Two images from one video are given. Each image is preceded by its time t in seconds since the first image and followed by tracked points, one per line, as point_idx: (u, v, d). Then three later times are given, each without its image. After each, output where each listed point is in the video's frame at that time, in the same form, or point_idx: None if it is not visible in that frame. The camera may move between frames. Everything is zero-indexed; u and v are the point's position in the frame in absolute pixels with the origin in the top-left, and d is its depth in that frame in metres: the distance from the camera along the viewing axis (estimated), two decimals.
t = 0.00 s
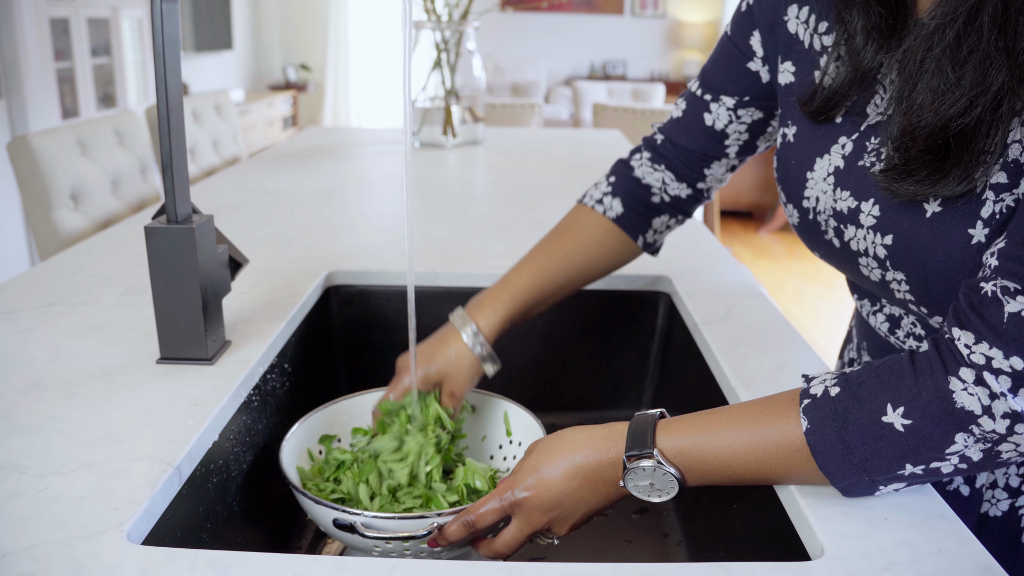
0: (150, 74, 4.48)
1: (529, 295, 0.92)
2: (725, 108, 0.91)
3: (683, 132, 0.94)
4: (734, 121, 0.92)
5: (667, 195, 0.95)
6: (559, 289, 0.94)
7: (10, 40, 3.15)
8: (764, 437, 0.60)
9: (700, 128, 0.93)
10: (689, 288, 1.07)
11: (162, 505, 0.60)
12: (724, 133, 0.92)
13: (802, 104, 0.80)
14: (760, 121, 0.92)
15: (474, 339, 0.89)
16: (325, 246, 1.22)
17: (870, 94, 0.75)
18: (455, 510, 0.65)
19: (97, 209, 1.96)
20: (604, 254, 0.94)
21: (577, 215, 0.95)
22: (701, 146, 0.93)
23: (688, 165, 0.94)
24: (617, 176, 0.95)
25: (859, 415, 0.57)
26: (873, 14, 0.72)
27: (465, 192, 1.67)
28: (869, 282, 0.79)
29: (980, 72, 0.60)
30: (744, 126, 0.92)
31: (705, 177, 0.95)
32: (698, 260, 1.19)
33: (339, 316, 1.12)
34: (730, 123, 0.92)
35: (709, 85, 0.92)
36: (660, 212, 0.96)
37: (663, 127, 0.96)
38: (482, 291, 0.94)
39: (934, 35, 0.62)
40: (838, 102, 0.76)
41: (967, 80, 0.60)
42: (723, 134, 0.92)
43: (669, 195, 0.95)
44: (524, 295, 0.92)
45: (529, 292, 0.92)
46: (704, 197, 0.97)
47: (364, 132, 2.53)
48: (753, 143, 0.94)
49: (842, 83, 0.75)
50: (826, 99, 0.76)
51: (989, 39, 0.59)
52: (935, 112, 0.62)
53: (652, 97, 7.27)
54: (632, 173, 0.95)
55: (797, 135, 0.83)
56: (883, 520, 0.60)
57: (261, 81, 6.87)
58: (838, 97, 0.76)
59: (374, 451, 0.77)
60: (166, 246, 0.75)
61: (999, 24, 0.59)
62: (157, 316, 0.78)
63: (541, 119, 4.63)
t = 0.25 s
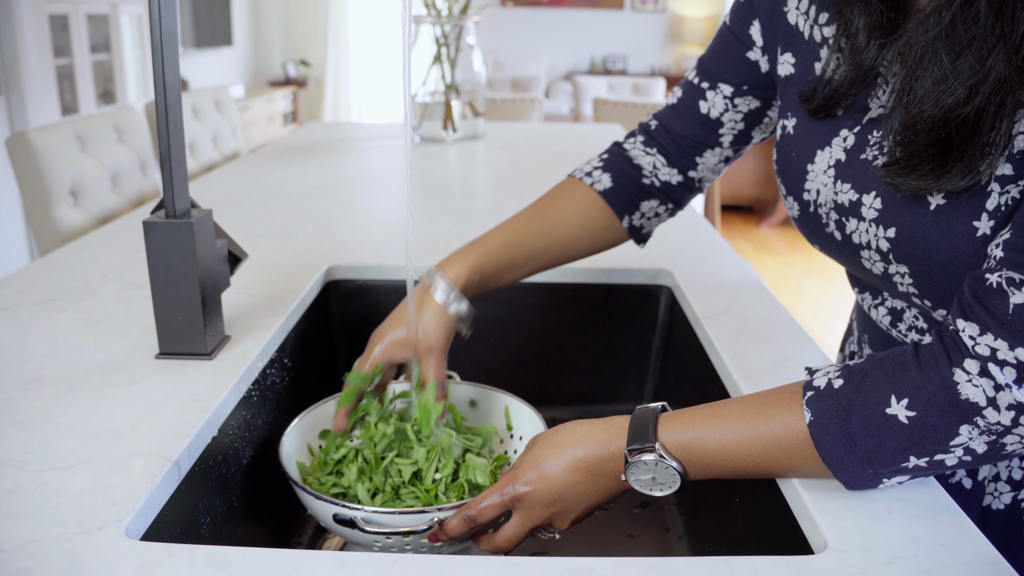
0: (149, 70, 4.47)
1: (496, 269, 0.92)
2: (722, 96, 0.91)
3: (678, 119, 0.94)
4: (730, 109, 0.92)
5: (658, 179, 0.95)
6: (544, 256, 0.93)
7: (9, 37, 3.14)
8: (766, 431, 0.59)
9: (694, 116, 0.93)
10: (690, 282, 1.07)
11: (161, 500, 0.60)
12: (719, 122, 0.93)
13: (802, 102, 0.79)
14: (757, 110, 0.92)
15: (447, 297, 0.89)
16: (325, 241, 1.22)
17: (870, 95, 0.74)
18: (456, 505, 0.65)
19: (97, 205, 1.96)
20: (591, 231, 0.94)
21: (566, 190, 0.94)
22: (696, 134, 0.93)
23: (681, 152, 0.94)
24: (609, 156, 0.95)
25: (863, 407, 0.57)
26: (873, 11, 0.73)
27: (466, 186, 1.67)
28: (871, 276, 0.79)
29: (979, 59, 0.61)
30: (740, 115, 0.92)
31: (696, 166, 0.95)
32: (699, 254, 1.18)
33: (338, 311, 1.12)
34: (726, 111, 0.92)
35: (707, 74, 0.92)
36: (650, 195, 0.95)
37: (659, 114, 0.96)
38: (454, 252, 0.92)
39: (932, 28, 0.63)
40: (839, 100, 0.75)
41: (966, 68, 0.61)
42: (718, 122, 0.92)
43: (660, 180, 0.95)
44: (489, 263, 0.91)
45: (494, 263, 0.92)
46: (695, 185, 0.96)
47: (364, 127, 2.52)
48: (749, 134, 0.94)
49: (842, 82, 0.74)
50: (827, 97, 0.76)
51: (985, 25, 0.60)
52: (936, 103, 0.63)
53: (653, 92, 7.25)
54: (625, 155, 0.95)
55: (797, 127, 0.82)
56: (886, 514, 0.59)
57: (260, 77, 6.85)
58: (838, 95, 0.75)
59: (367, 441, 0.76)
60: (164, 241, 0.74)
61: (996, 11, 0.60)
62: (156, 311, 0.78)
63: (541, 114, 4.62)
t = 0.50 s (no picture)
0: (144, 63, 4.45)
1: (541, 335, 0.85)
2: (731, 100, 0.89)
3: (688, 132, 0.91)
4: (740, 113, 0.90)
5: (674, 203, 0.92)
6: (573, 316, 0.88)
7: (2, 30, 3.12)
8: (765, 423, 0.59)
9: (707, 125, 0.90)
10: (687, 274, 1.06)
11: (153, 497, 0.59)
12: (731, 127, 0.91)
13: (797, 98, 0.79)
14: (765, 111, 0.91)
15: (499, 378, 0.80)
16: (321, 234, 1.21)
17: (864, 90, 0.73)
18: (451, 500, 0.64)
19: (91, 199, 1.94)
20: (611, 273, 0.90)
21: (576, 234, 0.91)
22: (709, 143, 0.91)
23: (695, 167, 0.92)
24: (619, 189, 0.92)
25: (862, 399, 0.56)
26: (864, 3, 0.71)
27: (462, 179, 1.66)
28: (869, 269, 0.78)
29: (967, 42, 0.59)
30: (751, 118, 0.91)
31: (713, 177, 0.93)
32: (697, 246, 1.17)
33: (334, 304, 1.11)
34: (736, 116, 0.90)
35: (711, 78, 0.90)
36: (666, 222, 0.92)
37: (664, 129, 0.93)
38: (490, 329, 0.87)
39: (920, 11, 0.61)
40: (832, 97, 0.74)
41: (955, 52, 0.59)
42: (730, 127, 0.91)
43: (677, 203, 0.92)
44: (534, 334, 0.85)
45: (539, 332, 0.85)
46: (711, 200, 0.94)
47: (360, 120, 2.51)
48: (758, 136, 0.93)
49: (834, 77, 0.74)
50: (822, 94, 0.75)
51: (972, 7, 0.58)
52: (929, 90, 0.61)
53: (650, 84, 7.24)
54: (635, 185, 0.92)
55: (792, 121, 0.81)
56: (886, 508, 0.59)
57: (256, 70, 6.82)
58: (832, 92, 0.74)
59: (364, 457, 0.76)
60: (156, 234, 0.73)
61: None
62: (148, 305, 0.77)
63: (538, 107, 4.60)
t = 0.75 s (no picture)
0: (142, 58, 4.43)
1: (531, 268, 0.90)
2: (721, 85, 0.91)
3: (683, 107, 0.94)
4: (731, 97, 0.91)
5: (671, 167, 0.95)
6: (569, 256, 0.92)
7: None
8: (766, 420, 0.58)
9: (699, 103, 0.93)
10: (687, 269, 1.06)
11: (148, 493, 0.59)
12: (721, 110, 0.92)
13: (799, 90, 0.78)
14: (758, 99, 0.92)
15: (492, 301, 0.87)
16: (319, 228, 1.20)
17: (866, 80, 0.72)
18: (450, 496, 0.64)
19: (88, 193, 1.93)
20: (615, 223, 0.94)
21: (582, 183, 0.95)
22: (701, 121, 0.94)
23: (689, 139, 0.94)
24: (624, 145, 0.96)
25: (864, 396, 0.55)
26: None
27: (461, 174, 1.65)
28: (870, 264, 0.78)
29: (977, 34, 0.57)
30: (741, 103, 0.92)
31: (705, 153, 0.95)
32: (697, 241, 1.17)
33: (332, 300, 1.10)
34: (727, 99, 0.92)
35: (705, 61, 0.92)
36: (666, 183, 0.96)
37: (663, 102, 0.96)
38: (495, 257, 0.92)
39: None
40: (834, 91, 0.74)
41: (964, 44, 0.58)
42: (720, 110, 0.92)
43: (674, 167, 0.95)
44: (526, 266, 0.90)
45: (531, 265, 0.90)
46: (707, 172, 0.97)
47: (359, 114, 2.50)
48: (751, 121, 0.94)
49: (838, 70, 0.73)
50: (823, 87, 0.75)
51: None
52: (936, 83, 0.60)
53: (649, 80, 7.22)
54: (638, 142, 0.96)
55: (794, 113, 0.81)
56: (888, 506, 0.58)
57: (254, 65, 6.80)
58: (834, 86, 0.74)
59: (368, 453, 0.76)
60: (152, 228, 0.73)
61: None
62: (145, 300, 0.76)
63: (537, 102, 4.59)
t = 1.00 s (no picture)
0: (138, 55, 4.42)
1: (463, 316, 0.86)
2: (715, 83, 0.88)
3: (664, 114, 0.90)
4: (724, 97, 0.89)
5: (635, 187, 0.90)
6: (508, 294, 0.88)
7: None
8: (765, 419, 0.58)
9: (685, 106, 0.89)
10: (685, 267, 1.05)
11: (142, 494, 0.58)
12: (711, 111, 0.89)
13: (796, 97, 0.78)
14: (751, 97, 0.90)
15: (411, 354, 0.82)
16: (316, 226, 1.20)
17: (868, 82, 0.72)
18: (447, 496, 0.63)
19: (84, 191, 1.92)
20: (560, 255, 0.90)
21: (529, 216, 0.90)
22: (685, 125, 0.90)
23: (667, 148, 0.90)
24: (577, 171, 0.91)
25: (865, 394, 0.55)
26: None
27: (458, 171, 1.65)
28: (874, 267, 0.77)
29: (972, 31, 0.58)
30: (734, 103, 0.90)
31: (687, 161, 0.91)
32: (695, 238, 1.17)
33: (328, 298, 1.10)
34: (718, 99, 0.89)
35: (697, 60, 0.89)
36: (625, 207, 0.91)
37: (639, 109, 0.92)
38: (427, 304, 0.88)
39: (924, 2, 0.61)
40: (833, 93, 0.73)
41: (959, 42, 0.59)
42: (710, 111, 0.89)
43: (638, 186, 0.90)
44: (455, 315, 0.86)
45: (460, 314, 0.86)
46: (681, 184, 0.93)
47: (356, 111, 2.49)
48: (740, 122, 0.92)
49: (836, 71, 0.72)
50: (822, 89, 0.74)
51: None
52: (933, 81, 0.60)
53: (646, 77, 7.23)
54: (596, 166, 0.91)
55: (790, 119, 0.80)
56: (890, 505, 0.58)
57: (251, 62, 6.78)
58: (833, 87, 0.73)
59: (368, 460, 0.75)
60: (147, 225, 0.72)
61: None
62: (139, 298, 0.75)
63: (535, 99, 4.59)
